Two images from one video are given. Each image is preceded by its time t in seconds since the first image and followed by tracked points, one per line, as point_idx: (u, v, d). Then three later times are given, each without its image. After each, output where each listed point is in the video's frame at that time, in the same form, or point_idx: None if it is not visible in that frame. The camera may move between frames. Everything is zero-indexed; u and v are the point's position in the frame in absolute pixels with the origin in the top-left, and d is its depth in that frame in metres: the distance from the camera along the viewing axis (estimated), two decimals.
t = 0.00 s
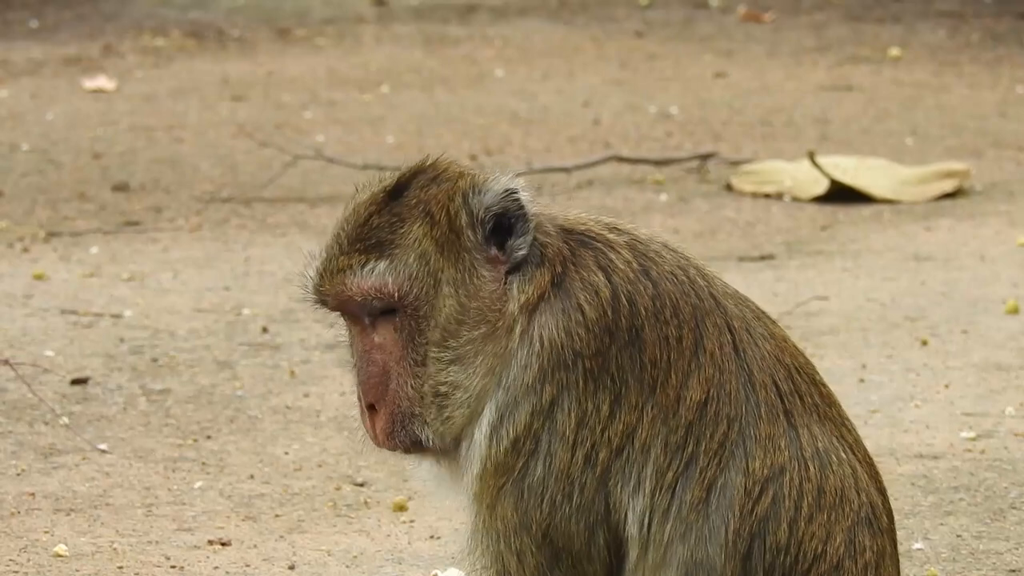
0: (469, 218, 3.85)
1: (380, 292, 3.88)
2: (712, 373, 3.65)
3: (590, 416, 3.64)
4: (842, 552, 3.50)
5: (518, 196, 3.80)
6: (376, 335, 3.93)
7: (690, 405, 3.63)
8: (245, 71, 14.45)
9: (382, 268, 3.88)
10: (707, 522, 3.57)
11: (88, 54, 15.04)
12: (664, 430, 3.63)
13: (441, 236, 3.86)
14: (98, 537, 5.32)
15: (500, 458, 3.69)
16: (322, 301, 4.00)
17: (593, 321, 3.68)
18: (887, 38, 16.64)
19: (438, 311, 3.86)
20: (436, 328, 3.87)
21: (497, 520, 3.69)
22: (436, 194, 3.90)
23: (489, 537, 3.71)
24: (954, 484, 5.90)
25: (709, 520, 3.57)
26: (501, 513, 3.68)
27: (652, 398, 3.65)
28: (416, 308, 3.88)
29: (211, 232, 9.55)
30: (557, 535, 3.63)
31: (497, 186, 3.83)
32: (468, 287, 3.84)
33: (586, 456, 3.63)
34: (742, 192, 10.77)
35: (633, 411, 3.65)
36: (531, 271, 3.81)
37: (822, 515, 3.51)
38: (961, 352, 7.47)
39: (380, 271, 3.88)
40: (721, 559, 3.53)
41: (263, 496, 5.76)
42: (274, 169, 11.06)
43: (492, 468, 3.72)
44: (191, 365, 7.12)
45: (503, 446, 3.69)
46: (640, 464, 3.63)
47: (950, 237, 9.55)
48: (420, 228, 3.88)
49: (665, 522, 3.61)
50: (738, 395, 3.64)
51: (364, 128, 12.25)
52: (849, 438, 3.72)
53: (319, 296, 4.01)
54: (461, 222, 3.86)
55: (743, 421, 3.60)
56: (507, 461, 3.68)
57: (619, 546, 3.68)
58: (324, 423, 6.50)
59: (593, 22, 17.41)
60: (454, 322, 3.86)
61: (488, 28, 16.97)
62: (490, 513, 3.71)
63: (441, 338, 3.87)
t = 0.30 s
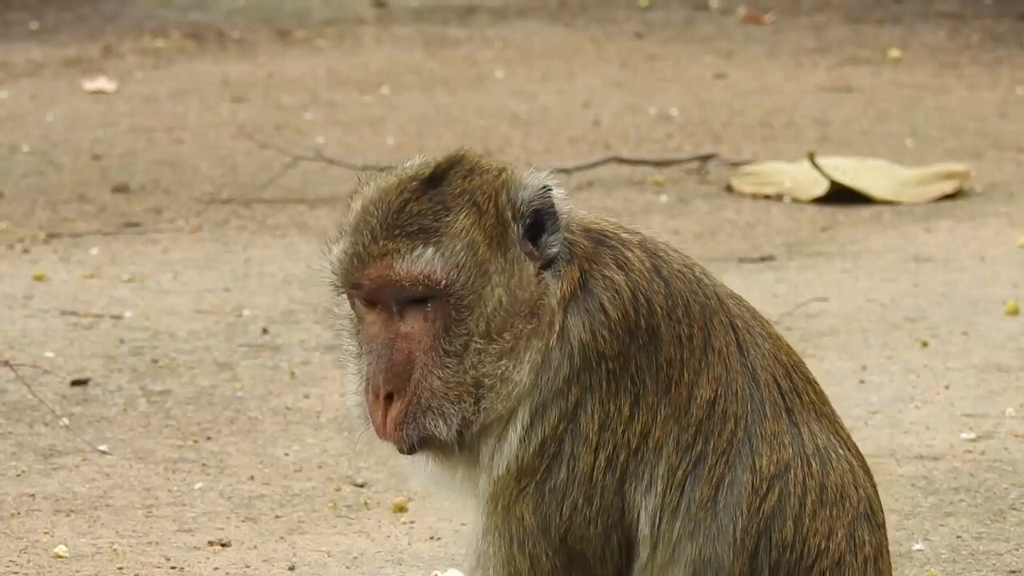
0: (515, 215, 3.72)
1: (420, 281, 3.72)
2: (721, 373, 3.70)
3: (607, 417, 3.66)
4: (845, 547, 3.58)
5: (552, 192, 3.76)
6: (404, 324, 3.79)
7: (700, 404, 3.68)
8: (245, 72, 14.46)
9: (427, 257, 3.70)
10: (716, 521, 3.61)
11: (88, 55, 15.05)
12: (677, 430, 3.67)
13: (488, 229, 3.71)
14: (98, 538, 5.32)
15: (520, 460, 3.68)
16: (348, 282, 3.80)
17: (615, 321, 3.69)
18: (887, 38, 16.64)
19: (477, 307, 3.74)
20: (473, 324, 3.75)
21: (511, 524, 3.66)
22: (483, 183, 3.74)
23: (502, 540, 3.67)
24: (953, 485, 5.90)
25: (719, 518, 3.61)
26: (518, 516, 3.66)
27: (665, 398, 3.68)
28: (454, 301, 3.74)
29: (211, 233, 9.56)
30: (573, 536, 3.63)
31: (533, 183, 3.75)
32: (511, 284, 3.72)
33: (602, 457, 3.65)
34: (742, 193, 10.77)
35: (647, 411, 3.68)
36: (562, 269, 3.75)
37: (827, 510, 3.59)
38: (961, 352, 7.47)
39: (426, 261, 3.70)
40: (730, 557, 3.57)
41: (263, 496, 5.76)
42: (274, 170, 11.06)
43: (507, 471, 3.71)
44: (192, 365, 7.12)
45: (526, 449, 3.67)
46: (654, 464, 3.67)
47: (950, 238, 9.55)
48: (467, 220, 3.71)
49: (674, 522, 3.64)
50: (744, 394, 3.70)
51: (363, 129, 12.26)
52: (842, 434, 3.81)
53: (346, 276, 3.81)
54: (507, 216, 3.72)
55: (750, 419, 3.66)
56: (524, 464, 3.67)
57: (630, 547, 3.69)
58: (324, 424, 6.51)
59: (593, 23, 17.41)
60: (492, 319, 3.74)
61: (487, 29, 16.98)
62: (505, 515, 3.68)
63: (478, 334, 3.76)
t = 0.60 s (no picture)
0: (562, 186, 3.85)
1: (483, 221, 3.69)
2: (716, 359, 3.90)
3: (622, 407, 3.80)
4: (838, 516, 3.87)
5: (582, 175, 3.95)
6: (450, 265, 3.66)
7: (701, 390, 3.85)
8: (244, 73, 14.45)
9: (495, 197, 3.69)
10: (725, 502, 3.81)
11: (88, 56, 15.05)
12: (683, 416, 3.84)
13: (546, 189, 3.80)
14: (98, 540, 5.32)
15: (549, 448, 3.75)
16: (404, 212, 3.67)
17: (630, 309, 3.82)
18: (887, 40, 16.65)
19: (527, 259, 3.74)
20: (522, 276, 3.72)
21: (533, 523, 3.77)
22: (533, 154, 3.86)
23: (526, 537, 3.78)
24: (953, 487, 5.89)
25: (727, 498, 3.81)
26: (547, 511, 3.76)
27: (670, 385, 3.84)
28: (509, 250, 3.74)
29: (211, 234, 9.55)
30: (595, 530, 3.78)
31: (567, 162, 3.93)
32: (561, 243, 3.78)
33: (620, 447, 3.79)
34: (742, 194, 10.77)
35: (655, 399, 3.82)
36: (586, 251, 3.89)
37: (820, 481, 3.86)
38: (961, 353, 7.48)
39: (495, 201, 3.69)
40: (743, 536, 3.74)
41: (263, 498, 5.76)
42: (274, 171, 11.07)
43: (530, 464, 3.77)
44: (191, 367, 7.12)
45: (552, 441, 3.75)
46: (664, 451, 3.83)
47: (950, 239, 9.56)
48: (530, 176, 3.78)
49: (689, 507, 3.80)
50: (733, 379, 3.91)
51: (363, 130, 12.26)
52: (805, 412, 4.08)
53: (402, 207, 3.67)
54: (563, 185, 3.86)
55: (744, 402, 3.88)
56: (549, 455, 3.75)
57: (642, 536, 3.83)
58: (323, 426, 6.50)
59: (593, 24, 17.42)
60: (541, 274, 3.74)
61: (487, 30, 16.98)
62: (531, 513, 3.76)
63: (528, 285, 3.72)
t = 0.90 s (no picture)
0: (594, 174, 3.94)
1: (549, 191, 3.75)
2: (703, 346, 4.11)
3: (641, 398, 3.93)
4: (816, 472, 4.22)
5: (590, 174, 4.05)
6: (518, 234, 3.70)
7: (698, 375, 4.04)
8: (244, 74, 14.45)
9: (561, 166, 3.77)
10: (733, 475, 4.04)
11: (88, 57, 15.05)
12: (687, 403, 4.01)
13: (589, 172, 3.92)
14: (98, 541, 5.31)
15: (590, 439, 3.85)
16: (479, 178, 3.69)
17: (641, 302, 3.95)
18: (887, 40, 16.66)
19: (585, 231, 3.80)
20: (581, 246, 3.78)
21: (562, 515, 3.89)
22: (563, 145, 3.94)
23: (558, 532, 3.89)
24: (954, 488, 5.89)
25: (736, 471, 4.04)
26: (586, 500, 3.89)
27: (675, 376, 4.00)
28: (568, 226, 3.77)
29: (211, 235, 9.56)
30: (621, 522, 3.94)
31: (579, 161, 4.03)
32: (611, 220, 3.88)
33: (643, 437, 3.94)
34: (742, 196, 10.77)
35: (664, 389, 3.97)
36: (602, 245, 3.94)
37: (795, 442, 4.19)
38: (961, 355, 7.48)
39: (563, 170, 3.77)
40: (756, 502, 4.03)
41: (263, 499, 5.76)
42: (274, 172, 11.07)
43: (565, 458, 3.88)
44: (191, 368, 7.12)
45: (594, 432, 3.84)
46: (676, 436, 3.99)
47: (950, 240, 9.56)
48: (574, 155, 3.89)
49: (704, 483, 4.01)
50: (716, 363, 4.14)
51: (364, 131, 12.26)
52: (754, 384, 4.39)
53: (477, 172, 3.69)
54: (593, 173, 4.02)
55: (727, 383, 4.12)
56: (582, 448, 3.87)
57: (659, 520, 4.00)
58: (323, 427, 6.51)
59: (593, 25, 17.42)
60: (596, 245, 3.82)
61: (488, 31, 16.99)
62: (565, 504, 3.89)
63: (589, 259, 3.78)
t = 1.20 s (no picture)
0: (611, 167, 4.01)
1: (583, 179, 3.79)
2: (714, 347, 4.13)
3: (654, 397, 3.96)
4: (821, 469, 4.24)
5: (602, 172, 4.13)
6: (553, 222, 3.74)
7: (710, 374, 4.06)
8: (244, 77, 14.46)
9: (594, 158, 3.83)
10: (741, 471, 4.06)
11: (88, 59, 15.06)
12: (698, 401, 4.03)
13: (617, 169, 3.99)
14: (98, 543, 5.32)
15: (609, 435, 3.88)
16: (520, 164, 3.71)
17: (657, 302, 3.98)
18: (887, 43, 16.66)
19: (614, 224, 3.86)
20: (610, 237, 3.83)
21: (575, 514, 3.93)
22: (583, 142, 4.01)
23: (568, 531, 3.92)
24: (954, 490, 5.89)
25: (744, 467, 4.06)
26: (599, 497, 3.92)
27: (687, 376, 4.02)
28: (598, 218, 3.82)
29: (212, 238, 9.56)
30: (631, 521, 3.97)
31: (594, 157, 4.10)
32: (635, 216, 3.94)
33: (655, 435, 3.97)
34: (742, 198, 10.78)
35: (676, 391, 4.00)
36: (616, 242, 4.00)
37: (798, 439, 4.20)
38: (961, 357, 7.47)
39: (594, 159, 3.84)
40: (764, 498, 4.05)
41: (263, 501, 5.76)
42: (275, 174, 11.08)
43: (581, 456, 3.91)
44: (192, 370, 7.12)
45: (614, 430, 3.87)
46: (686, 434, 4.02)
47: (951, 242, 9.57)
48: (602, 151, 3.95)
49: (713, 481, 4.04)
50: (727, 363, 4.16)
51: (364, 134, 12.27)
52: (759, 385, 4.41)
53: (518, 158, 3.71)
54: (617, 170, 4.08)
55: (735, 380, 4.14)
56: (599, 446, 3.90)
57: (666, 517, 4.03)
58: (323, 429, 6.51)
59: (593, 27, 17.43)
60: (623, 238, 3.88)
61: (488, 33, 17.00)
62: (578, 502, 3.92)
63: (618, 250, 3.84)
